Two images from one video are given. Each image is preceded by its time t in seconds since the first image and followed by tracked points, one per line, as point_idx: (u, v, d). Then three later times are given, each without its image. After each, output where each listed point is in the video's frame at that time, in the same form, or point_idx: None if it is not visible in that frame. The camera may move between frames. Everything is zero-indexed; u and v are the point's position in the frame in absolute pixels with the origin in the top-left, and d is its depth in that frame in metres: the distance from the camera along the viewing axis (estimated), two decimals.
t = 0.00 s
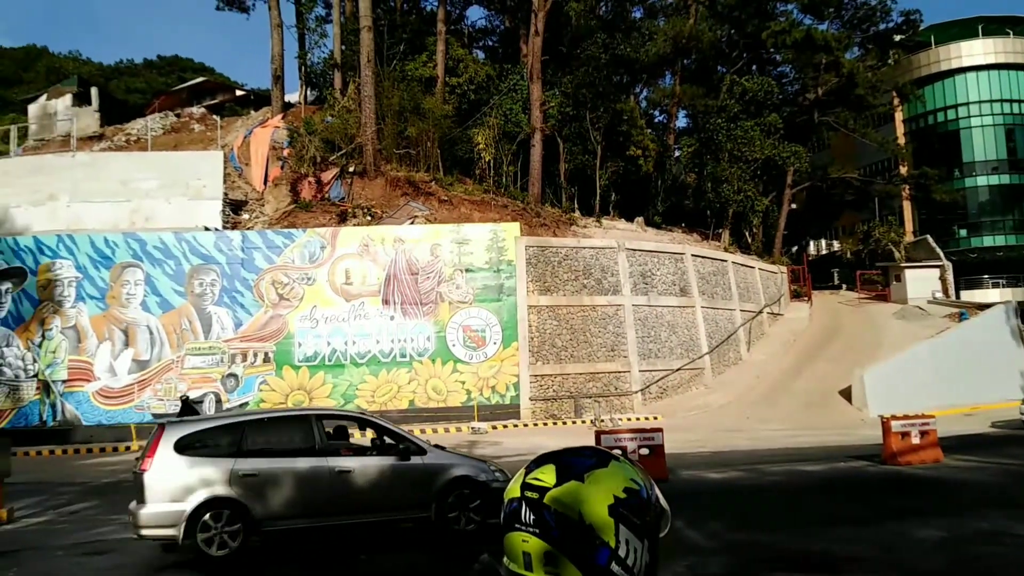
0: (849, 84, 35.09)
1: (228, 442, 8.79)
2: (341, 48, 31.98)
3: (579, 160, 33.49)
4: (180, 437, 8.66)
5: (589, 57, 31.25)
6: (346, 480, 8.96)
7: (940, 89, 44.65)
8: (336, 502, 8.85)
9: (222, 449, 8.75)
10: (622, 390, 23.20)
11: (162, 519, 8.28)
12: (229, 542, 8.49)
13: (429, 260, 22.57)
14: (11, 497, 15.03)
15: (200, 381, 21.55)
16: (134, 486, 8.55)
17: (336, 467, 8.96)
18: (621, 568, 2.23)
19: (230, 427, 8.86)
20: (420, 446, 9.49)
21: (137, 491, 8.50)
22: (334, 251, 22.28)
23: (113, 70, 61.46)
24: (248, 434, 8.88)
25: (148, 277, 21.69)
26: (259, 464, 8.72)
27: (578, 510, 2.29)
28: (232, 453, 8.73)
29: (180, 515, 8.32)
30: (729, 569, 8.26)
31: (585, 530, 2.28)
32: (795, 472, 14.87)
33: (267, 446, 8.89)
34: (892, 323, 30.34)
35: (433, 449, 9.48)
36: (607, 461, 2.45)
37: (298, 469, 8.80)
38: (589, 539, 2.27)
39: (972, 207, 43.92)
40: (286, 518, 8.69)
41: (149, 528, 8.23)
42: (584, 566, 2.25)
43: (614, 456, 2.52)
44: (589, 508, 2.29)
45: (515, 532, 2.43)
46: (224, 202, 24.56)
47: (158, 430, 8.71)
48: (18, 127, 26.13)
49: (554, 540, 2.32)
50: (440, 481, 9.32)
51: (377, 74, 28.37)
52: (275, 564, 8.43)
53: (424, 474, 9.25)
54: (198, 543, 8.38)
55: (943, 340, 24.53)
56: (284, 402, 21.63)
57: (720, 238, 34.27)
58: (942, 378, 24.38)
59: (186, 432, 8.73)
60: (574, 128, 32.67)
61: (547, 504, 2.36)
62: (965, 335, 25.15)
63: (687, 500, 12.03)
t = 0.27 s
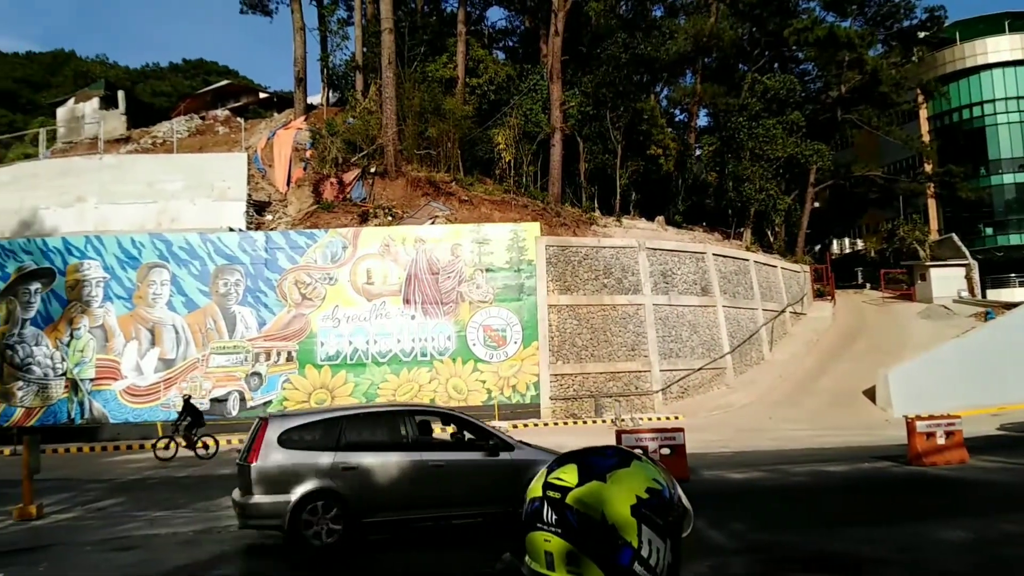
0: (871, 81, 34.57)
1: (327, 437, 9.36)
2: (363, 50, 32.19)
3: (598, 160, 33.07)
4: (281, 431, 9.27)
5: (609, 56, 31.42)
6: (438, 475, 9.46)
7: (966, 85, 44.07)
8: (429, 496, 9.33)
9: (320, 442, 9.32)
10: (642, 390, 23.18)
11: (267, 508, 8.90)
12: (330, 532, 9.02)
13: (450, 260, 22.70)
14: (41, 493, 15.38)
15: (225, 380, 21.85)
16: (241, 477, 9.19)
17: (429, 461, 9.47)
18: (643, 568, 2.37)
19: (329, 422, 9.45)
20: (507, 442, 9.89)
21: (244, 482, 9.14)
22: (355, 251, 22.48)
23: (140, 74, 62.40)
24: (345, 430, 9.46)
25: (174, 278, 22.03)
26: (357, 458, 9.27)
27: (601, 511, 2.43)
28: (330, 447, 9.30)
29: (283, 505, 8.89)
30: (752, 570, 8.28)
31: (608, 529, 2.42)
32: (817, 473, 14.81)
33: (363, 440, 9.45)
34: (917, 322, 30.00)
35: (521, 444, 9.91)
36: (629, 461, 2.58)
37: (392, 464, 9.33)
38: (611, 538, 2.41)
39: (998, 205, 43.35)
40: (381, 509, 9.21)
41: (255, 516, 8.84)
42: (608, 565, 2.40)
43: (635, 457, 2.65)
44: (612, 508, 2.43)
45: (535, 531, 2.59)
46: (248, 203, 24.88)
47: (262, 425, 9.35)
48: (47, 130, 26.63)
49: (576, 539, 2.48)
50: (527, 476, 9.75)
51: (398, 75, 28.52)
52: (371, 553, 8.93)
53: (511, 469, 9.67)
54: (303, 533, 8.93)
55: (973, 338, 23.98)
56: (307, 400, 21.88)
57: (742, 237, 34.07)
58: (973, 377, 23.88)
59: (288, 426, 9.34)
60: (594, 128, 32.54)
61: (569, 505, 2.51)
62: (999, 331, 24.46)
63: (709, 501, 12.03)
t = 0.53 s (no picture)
0: (895, 79, 34.35)
1: (418, 431, 10.03)
2: (383, 51, 32.35)
3: (619, 159, 33.46)
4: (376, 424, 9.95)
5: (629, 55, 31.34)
6: (524, 466, 10.04)
7: (992, 82, 43.46)
8: (515, 487, 9.93)
9: (412, 436, 9.99)
10: (663, 389, 23.16)
11: (364, 497, 9.62)
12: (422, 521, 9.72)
13: (470, 260, 22.81)
14: (69, 489, 15.69)
15: (249, 378, 22.13)
16: (337, 467, 9.90)
17: (515, 455, 10.07)
18: (666, 567, 2.54)
19: (420, 417, 10.10)
20: (589, 438, 10.37)
21: (340, 472, 9.84)
22: (377, 251, 22.66)
23: (166, 77, 63.26)
24: (434, 424, 10.11)
25: (199, 277, 22.34)
26: (447, 451, 9.93)
27: (623, 510, 2.61)
28: (421, 440, 9.97)
29: (381, 495, 9.62)
30: (774, 569, 8.31)
31: (631, 528, 2.59)
32: (839, 473, 14.74)
33: (452, 434, 10.09)
34: (942, 321, 29.68)
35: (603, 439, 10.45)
36: (650, 461, 2.75)
37: (480, 457, 9.96)
38: (634, 537, 2.58)
39: None
40: (470, 500, 9.85)
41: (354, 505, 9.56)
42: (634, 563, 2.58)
43: (656, 458, 2.82)
44: (634, 507, 2.60)
45: (559, 529, 2.86)
46: (271, 204, 25.15)
47: (357, 418, 10.03)
48: (75, 133, 27.11)
49: (598, 537, 2.69)
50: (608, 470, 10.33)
51: (419, 76, 28.66)
52: (463, 540, 9.59)
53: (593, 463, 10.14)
54: (398, 522, 9.63)
55: (1003, 336, 23.36)
56: (329, 399, 22.12)
57: (764, 237, 33.88)
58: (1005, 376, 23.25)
59: (381, 420, 10.01)
60: (613, 127, 32.56)
61: (593, 505, 2.71)
62: None
63: (730, 500, 12.06)
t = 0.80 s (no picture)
0: (919, 77, 34.41)
1: (503, 425, 10.63)
2: (403, 53, 32.54)
3: (638, 158, 33.60)
4: (463, 420, 10.54)
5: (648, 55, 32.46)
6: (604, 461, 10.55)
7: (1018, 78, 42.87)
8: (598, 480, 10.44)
9: (497, 430, 10.59)
10: (682, 389, 23.15)
11: (454, 488, 10.19)
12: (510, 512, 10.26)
13: (489, 259, 22.91)
14: (96, 485, 16.01)
15: (272, 376, 22.41)
16: (426, 460, 10.48)
17: (597, 448, 10.60)
18: (689, 567, 2.54)
19: (504, 412, 10.70)
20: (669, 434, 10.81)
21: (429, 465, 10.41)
22: (396, 251, 22.80)
23: (189, 79, 64.09)
24: (517, 420, 10.69)
25: (223, 277, 22.66)
26: (532, 444, 10.51)
27: (646, 509, 2.60)
28: (507, 435, 10.55)
29: (471, 486, 10.19)
30: (795, 570, 8.34)
31: (654, 529, 2.58)
32: (860, 474, 14.68)
33: (535, 429, 10.67)
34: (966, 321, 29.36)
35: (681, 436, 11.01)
36: (672, 461, 2.74)
37: (562, 450, 10.52)
38: (657, 538, 2.58)
39: None
40: (554, 492, 10.38)
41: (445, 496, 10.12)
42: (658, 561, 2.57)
43: (678, 456, 2.81)
44: (656, 508, 2.58)
45: (582, 529, 2.87)
46: (293, 205, 25.47)
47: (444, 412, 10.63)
48: (101, 135, 27.50)
49: (620, 536, 2.69)
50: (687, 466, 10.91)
51: (438, 77, 28.80)
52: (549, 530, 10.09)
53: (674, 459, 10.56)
54: (488, 512, 10.18)
55: None
56: (350, 397, 22.34)
57: (785, 236, 33.71)
58: None
59: (468, 415, 10.61)
60: (633, 126, 33.11)
61: (615, 505, 2.71)
62: None
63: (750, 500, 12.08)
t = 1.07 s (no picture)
0: (939, 74, 33.95)
1: (580, 424, 11.13)
2: (420, 53, 32.72)
3: (654, 157, 33.44)
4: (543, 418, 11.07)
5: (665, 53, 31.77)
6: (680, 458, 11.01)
7: None
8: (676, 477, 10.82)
9: (575, 429, 11.08)
10: (699, 388, 23.11)
11: (536, 484, 10.71)
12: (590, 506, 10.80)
13: (505, 259, 23.01)
14: (120, 480, 16.33)
15: (290, 374, 22.68)
16: (507, 457, 11.00)
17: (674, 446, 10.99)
18: (710, 567, 2.42)
19: (583, 411, 11.21)
20: (744, 432, 11.27)
21: (510, 462, 10.94)
22: (413, 251, 22.97)
23: (210, 81, 64.85)
24: (595, 418, 11.19)
25: (243, 276, 22.94)
26: (609, 442, 10.96)
27: (666, 509, 2.47)
28: (587, 433, 11.07)
29: (552, 482, 10.73)
30: (812, 570, 8.36)
31: (675, 529, 2.46)
32: (878, 474, 14.61)
33: (612, 428, 11.16)
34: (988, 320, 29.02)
35: (752, 435, 11.23)
36: (694, 460, 2.60)
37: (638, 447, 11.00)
38: (678, 538, 2.46)
39: None
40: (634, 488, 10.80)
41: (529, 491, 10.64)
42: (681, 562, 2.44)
43: (697, 455, 2.68)
44: (678, 507, 2.46)
45: (600, 529, 2.68)
46: (311, 205, 25.76)
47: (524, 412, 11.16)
48: (125, 137, 27.85)
49: (642, 537, 2.53)
50: (758, 463, 11.01)
51: (454, 77, 28.92)
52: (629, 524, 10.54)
53: (750, 457, 11.02)
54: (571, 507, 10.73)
55: None
56: (368, 395, 22.54)
57: (803, 234, 33.52)
58: None
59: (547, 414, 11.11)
60: (649, 126, 32.79)
61: (635, 505, 2.56)
62: None
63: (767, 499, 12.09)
